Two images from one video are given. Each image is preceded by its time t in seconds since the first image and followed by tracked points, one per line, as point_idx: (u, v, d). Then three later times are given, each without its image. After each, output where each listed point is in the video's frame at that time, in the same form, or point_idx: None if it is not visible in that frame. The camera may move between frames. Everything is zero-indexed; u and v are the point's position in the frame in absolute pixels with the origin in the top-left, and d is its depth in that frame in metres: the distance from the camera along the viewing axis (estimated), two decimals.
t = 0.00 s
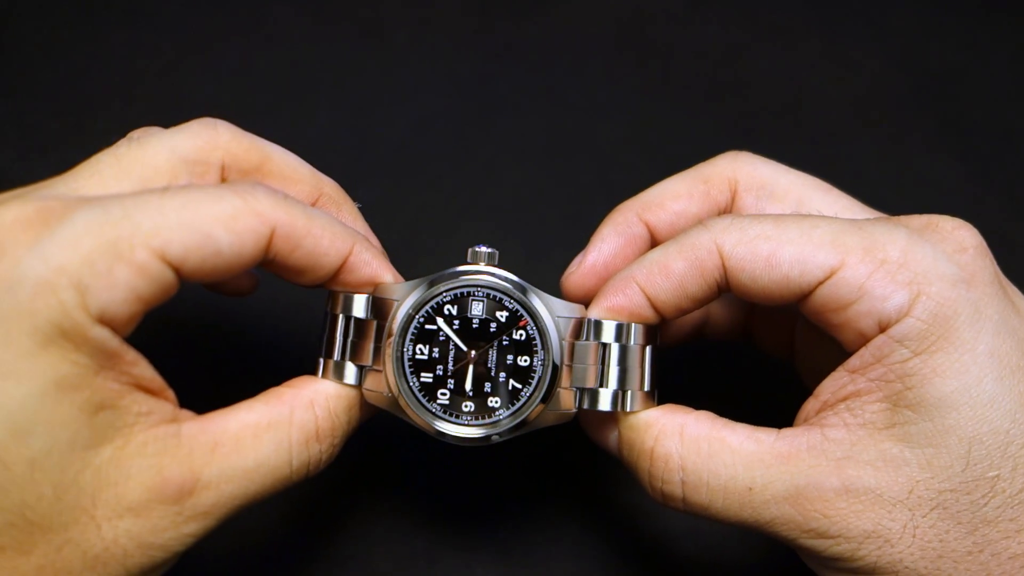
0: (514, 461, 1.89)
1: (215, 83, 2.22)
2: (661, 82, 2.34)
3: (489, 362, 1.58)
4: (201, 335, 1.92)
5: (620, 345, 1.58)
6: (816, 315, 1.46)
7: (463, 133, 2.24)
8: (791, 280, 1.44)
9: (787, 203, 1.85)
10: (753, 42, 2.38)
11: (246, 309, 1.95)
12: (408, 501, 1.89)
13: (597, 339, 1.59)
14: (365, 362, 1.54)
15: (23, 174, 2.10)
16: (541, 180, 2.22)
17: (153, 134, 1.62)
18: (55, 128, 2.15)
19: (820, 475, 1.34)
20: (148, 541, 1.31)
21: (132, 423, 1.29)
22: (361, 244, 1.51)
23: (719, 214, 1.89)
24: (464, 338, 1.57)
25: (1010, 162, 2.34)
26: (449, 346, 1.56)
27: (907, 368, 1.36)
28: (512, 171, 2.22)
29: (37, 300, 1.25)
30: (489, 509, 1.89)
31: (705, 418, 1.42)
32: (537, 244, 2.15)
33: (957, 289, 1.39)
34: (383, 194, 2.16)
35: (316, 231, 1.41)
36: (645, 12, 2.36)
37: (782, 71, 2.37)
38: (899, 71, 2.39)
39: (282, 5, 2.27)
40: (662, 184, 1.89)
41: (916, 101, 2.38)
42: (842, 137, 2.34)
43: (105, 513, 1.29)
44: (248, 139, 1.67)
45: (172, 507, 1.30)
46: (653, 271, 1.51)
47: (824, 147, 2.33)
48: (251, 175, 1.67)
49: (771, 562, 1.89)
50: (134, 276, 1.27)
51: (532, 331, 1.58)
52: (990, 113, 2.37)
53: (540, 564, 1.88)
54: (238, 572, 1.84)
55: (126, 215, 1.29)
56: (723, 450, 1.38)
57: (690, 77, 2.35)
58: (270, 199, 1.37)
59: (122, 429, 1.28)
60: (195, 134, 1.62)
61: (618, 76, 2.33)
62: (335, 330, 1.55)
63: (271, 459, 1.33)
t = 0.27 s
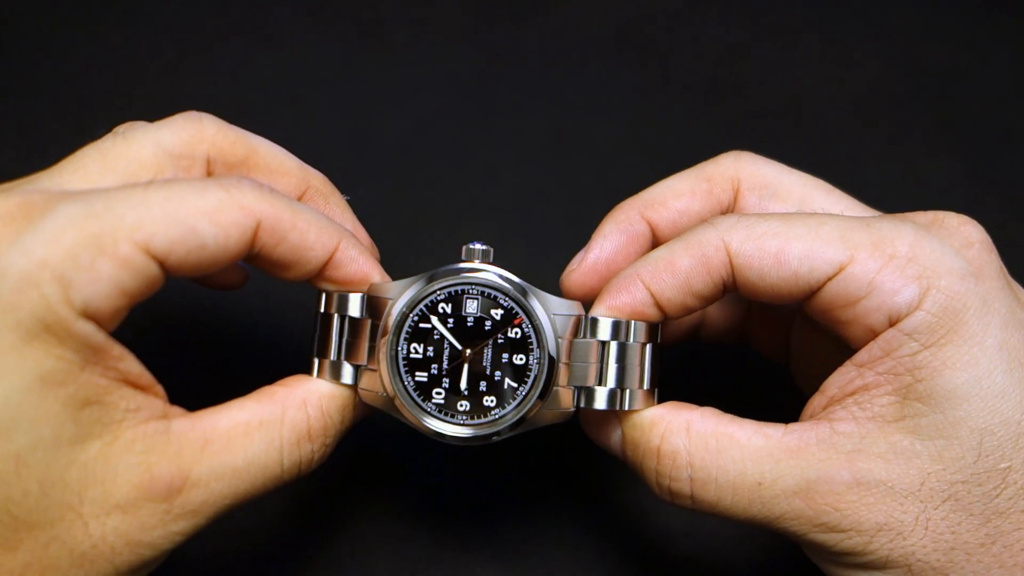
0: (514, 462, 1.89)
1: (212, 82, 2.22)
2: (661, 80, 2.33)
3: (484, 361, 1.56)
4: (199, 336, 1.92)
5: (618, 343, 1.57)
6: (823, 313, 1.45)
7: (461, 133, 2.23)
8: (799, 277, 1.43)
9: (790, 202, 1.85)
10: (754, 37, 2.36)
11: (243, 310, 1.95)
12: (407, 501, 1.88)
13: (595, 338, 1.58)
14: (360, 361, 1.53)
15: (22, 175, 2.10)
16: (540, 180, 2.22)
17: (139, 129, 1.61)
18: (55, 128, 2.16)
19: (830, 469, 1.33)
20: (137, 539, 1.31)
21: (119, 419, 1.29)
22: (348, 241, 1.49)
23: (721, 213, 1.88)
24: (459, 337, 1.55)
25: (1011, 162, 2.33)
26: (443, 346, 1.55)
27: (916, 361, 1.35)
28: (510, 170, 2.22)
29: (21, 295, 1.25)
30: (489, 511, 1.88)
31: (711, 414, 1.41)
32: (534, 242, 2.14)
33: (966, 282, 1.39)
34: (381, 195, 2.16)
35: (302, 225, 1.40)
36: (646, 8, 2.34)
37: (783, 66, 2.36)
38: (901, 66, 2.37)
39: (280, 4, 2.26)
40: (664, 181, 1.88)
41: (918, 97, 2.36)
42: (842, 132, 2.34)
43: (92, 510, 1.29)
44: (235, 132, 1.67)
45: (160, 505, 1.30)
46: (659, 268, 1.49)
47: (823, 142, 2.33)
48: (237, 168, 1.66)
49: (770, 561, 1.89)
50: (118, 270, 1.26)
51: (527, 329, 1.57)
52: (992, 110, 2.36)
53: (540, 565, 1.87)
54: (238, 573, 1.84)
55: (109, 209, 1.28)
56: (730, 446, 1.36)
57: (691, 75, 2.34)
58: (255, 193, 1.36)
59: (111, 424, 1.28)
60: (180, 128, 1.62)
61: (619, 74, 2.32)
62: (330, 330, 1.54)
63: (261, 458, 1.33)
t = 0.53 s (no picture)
0: (516, 463, 1.89)
1: (213, 82, 2.22)
2: (661, 81, 2.33)
3: (482, 365, 1.56)
4: (201, 337, 1.92)
5: (618, 349, 1.56)
6: (822, 314, 1.46)
7: (462, 134, 2.24)
8: (798, 278, 1.44)
9: (781, 207, 1.86)
10: (754, 37, 2.37)
11: (244, 310, 1.95)
12: (408, 502, 1.88)
13: (595, 344, 1.58)
14: (361, 362, 1.54)
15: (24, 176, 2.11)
16: (540, 180, 2.22)
17: (138, 129, 1.61)
18: (56, 129, 2.16)
19: (833, 466, 1.34)
20: (140, 536, 1.31)
21: (122, 418, 1.29)
22: (349, 241, 1.49)
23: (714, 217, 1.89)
24: (457, 340, 1.56)
25: (1009, 162, 2.34)
26: (442, 349, 1.55)
27: (916, 358, 1.37)
28: (511, 171, 2.22)
29: (23, 295, 1.25)
30: (490, 512, 1.88)
31: (712, 416, 1.41)
32: (534, 242, 2.15)
33: (962, 278, 1.41)
34: (381, 196, 2.16)
35: (303, 225, 1.41)
36: (647, 9, 2.35)
37: (783, 65, 2.36)
38: (901, 65, 2.38)
39: (282, 6, 2.26)
40: (659, 185, 1.89)
41: (917, 97, 2.37)
42: (841, 130, 2.34)
43: (96, 508, 1.30)
44: (233, 132, 1.67)
45: (163, 502, 1.31)
46: (658, 274, 1.48)
47: (822, 141, 2.34)
48: (236, 168, 1.67)
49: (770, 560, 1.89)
50: (119, 270, 1.26)
51: (525, 334, 1.57)
52: (991, 111, 2.37)
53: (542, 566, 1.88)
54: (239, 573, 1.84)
55: (111, 209, 1.29)
56: (733, 445, 1.36)
57: (691, 75, 2.34)
58: (256, 194, 1.36)
59: (114, 423, 1.29)
60: (179, 128, 1.62)
61: (619, 75, 2.32)
62: (331, 330, 1.54)
63: (262, 455, 1.33)
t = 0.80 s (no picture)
0: (517, 462, 1.89)
1: (212, 80, 2.21)
2: (662, 80, 2.33)
3: (488, 364, 1.56)
4: (201, 336, 1.92)
5: (619, 348, 1.56)
6: (821, 313, 1.47)
7: (462, 134, 2.23)
8: (798, 278, 1.45)
9: (784, 207, 1.86)
10: (755, 36, 2.37)
11: (244, 309, 1.95)
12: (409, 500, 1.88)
13: (596, 342, 1.57)
14: (361, 358, 1.52)
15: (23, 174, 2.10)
16: (540, 180, 2.22)
17: (132, 124, 1.61)
18: (53, 127, 2.15)
19: (830, 463, 1.34)
20: (134, 531, 1.31)
21: (115, 412, 1.29)
22: (347, 237, 1.48)
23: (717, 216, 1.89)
24: (464, 338, 1.54)
25: (1008, 162, 2.34)
26: (447, 347, 1.54)
27: (914, 356, 1.37)
28: (511, 170, 2.22)
29: (11, 291, 1.25)
30: (491, 511, 1.88)
31: (711, 414, 1.41)
32: (534, 241, 2.15)
33: (960, 278, 1.41)
34: (380, 195, 2.15)
35: (299, 221, 1.41)
36: (648, 9, 2.35)
37: (784, 63, 2.37)
38: (901, 65, 2.38)
39: (282, 5, 2.26)
40: (662, 184, 1.89)
41: (917, 97, 2.37)
42: (841, 128, 2.35)
43: (89, 503, 1.29)
44: (229, 126, 1.66)
45: (159, 496, 1.30)
46: (659, 273, 1.49)
47: (821, 139, 2.34)
48: (231, 161, 1.67)
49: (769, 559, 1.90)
50: (108, 266, 1.26)
51: (532, 333, 1.56)
52: (991, 111, 2.37)
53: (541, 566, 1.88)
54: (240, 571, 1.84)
55: (100, 205, 1.28)
56: (731, 442, 1.37)
57: (690, 74, 2.34)
58: (250, 190, 1.36)
59: (106, 417, 1.29)
60: (174, 123, 1.62)
61: (618, 74, 2.32)
62: (332, 325, 1.52)
63: (259, 449, 1.33)
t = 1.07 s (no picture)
0: (518, 462, 1.89)
1: (212, 80, 2.21)
2: (662, 81, 2.34)
3: (492, 363, 1.56)
4: (201, 337, 1.91)
5: (618, 349, 1.56)
6: (818, 315, 1.48)
7: (462, 135, 2.23)
8: (794, 280, 1.45)
9: (781, 212, 1.86)
10: (755, 37, 2.38)
11: (244, 310, 1.95)
12: (410, 501, 1.88)
13: (595, 344, 1.57)
14: (361, 356, 1.51)
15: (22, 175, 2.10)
16: (540, 180, 2.22)
17: (132, 125, 1.61)
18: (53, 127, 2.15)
19: (826, 461, 1.34)
20: (133, 531, 1.31)
21: (114, 412, 1.29)
22: (348, 236, 1.48)
23: (715, 222, 1.89)
24: (469, 338, 1.54)
25: (1006, 163, 2.35)
26: (452, 346, 1.54)
27: (909, 356, 1.37)
28: (511, 170, 2.22)
29: (8, 291, 1.25)
30: (493, 513, 1.88)
31: (709, 414, 1.42)
32: (534, 241, 2.15)
33: (953, 278, 1.42)
34: (380, 196, 2.15)
35: (299, 221, 1.41)
36: (648, 10, 2.36)
37: (783, 63, 2.37)
38: (900, 65, 2.39)
39: (283, 5, 2.26)
40: (661, 190, 1.89)
41: (916, 97, 2.38)
42: (840, 127, 2.35)
43: (87, 502, 1.29)
44: (228, 126, 1.67)
45: (158, 496, 1.30)
46: (658, 277, 1.50)
47: (821, 138, 2.34)
48: (232, 162, 1.67)
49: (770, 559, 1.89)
50: (106, 266, 1.26)
51: (536, 334, 1.56)
52: (989, 112, 2.38)
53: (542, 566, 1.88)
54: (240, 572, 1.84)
55: (98, 204, 1.28)
56: (729, 441, 1.37)
57: (690, 75, 2.35)
58: (250, 191, 1.36)
59: (105, 417, 1.28)
60: (174, 123, 1.62)
61: (619, 75, 2.33)
62: (333, 323, 1.52)
63: (259, 448, 1.33)
